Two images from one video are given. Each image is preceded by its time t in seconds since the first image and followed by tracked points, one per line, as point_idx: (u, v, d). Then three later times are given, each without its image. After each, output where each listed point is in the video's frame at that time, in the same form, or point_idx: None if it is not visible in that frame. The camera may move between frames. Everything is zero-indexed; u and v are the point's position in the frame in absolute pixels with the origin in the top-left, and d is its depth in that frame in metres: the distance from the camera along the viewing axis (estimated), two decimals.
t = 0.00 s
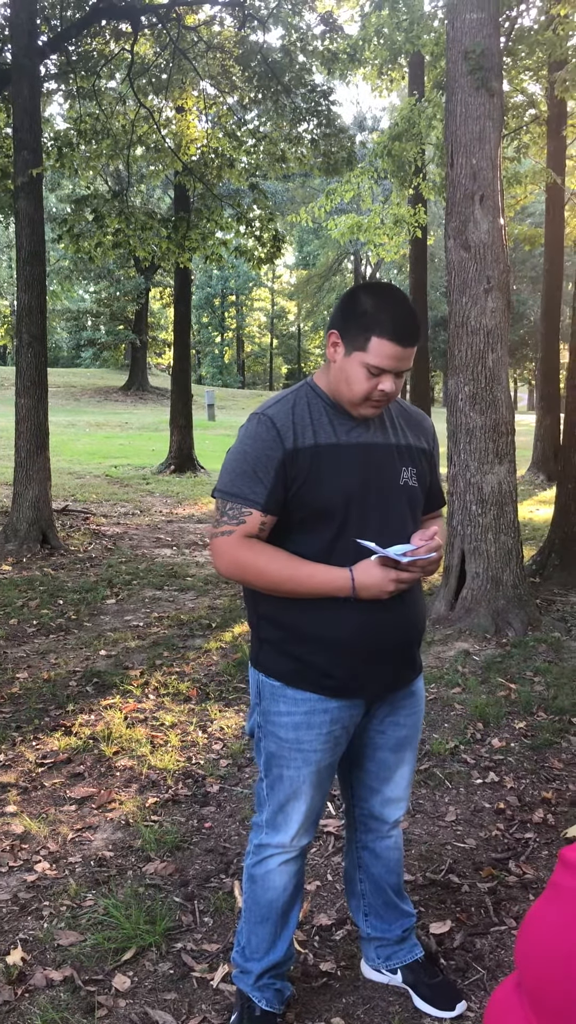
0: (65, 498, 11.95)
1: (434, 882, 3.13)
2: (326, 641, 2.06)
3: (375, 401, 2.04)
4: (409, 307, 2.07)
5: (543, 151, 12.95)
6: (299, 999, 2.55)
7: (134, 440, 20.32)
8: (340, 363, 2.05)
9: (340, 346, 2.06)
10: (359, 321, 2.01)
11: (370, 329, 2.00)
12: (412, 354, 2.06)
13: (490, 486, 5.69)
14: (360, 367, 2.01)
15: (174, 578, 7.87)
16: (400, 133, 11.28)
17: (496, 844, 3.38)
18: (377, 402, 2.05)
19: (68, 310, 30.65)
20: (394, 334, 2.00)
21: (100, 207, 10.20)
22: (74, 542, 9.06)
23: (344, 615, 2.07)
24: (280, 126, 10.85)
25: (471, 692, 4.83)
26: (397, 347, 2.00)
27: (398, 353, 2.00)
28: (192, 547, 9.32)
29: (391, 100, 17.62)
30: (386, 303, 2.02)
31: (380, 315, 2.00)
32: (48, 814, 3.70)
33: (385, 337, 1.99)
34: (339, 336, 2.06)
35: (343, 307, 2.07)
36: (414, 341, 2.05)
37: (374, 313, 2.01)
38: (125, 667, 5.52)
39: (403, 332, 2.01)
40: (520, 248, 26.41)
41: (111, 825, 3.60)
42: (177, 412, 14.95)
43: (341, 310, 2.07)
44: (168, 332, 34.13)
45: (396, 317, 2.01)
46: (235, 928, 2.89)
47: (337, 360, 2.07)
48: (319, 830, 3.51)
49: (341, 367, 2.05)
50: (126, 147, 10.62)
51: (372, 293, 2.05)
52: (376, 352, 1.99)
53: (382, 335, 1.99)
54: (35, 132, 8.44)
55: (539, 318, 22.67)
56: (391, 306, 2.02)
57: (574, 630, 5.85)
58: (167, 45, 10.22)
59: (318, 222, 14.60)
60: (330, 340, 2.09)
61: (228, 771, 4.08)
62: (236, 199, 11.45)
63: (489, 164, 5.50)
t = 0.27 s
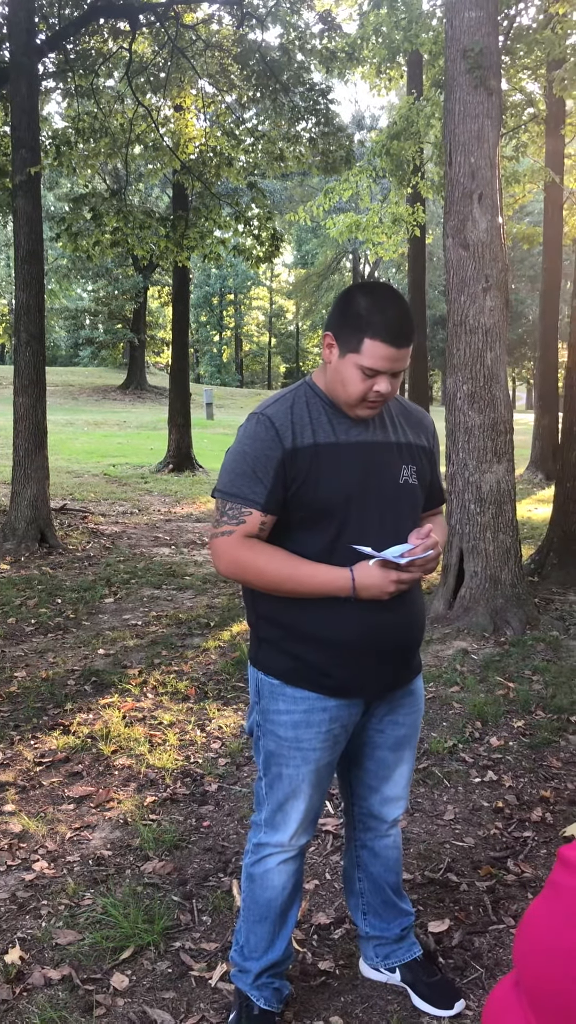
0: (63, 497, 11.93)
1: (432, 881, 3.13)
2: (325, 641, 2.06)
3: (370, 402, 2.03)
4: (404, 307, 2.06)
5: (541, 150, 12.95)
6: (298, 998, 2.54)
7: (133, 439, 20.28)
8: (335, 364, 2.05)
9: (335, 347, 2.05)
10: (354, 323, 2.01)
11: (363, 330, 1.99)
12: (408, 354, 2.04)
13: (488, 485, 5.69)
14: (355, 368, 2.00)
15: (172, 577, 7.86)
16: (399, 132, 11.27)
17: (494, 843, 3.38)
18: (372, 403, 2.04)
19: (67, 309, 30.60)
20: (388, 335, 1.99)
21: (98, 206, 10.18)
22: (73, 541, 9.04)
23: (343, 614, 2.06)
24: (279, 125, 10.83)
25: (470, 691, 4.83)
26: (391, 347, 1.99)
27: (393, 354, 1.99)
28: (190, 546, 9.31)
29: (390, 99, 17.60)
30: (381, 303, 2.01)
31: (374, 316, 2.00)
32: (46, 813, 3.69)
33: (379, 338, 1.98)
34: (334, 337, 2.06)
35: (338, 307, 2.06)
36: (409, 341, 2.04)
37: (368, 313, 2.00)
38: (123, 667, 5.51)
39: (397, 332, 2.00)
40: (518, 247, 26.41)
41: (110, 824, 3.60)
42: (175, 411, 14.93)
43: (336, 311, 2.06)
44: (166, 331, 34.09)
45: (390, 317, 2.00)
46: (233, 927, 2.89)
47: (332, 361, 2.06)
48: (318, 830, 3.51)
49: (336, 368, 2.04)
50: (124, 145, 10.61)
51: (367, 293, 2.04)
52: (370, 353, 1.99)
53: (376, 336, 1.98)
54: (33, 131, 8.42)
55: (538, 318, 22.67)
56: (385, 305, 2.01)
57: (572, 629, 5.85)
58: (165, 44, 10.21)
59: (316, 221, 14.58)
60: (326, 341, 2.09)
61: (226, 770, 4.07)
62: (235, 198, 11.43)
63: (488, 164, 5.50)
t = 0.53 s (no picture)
0: (63, 497, 11.92)
1: (432, 880, 3.13)
2: (324, 640, 2.06)
3: (368, 402, 2.03)
4: (402, 307, 2.06)
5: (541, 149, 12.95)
6: (298, 997, 2.55)
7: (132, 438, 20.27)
8: (333, 364, 2.05)
9: (333, 347, 2.05)
10: (351, 323, 2.00)
11: (361, 330, 1.99)
12: (405, 355, 2.04)
13: (488, 485, 5.69)
14: (352, 368, 2.00)
15: (172, 576, 7.85)
16: (398, 131, 11.27)
17: (494, 843, 3.38)
18: (370, 403, 2.04)
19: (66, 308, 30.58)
20: (386, 336, 1.98)
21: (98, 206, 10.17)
22: (72, 541, 9.03)
23: (342, 614, 2.06)
24: (278, 124, 10.83)
25: (470, 690, 4.82)
26: (388, 349, 1.98)
27: (391, 354, 1.99)
28: (190, 546, 9.30)
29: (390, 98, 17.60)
30: (378, 303, 2.01)
31: (372, 316, 1.99)
32: (46, 813, 3.69)
33: (375, 339, 1.97)
34: (331, 337, 2.06)
35: (337, 307, 2.06)
36: (408, 341, 2.04)
37: (366, 313, 1.99)
38: (123, 666, 5.51)
39: (395, 333, 1.99)
40: (518, 246, 26.40)
41: (109, 824, 3.60)
42: (175, 410, 14.92)
43: (335, 311, 2.06)
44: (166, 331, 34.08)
45: (388, 317, 1.99)
46: (233, 927, 2.89)
47: (330, 361, 2.06)
48: (318, 829, 3.51)
49: (334, 368, 2.04)
50: (124, 144, 10.62)
51: (365, 293, 2.03)
52: (367, 353, 1.98)
53: (373, 336, 1.98)
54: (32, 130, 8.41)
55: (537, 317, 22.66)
56: (383, 306, 2.00)
57: (572, 628, 5.85)
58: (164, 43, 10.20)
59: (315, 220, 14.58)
60: (325, 340, 2.09)
61: (226, 770, 4.07)
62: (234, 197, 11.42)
63: (487, 163, 5.50)
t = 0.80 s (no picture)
0: (62, 496, 11.92)
1: (432, 880, 3.13)
2: (322, 639, 2.06)
3: (369, 401, 2.03)
4: (405, 306, 2.06)
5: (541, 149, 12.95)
6: (298, 997, 2.55)
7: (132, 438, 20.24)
8: (335, 361, 2.04)
9: (335, 345, 2.05)
10: (354, 321, 2.00)
11: (364, 329, 1.99)
12: (408, 354, 2.04)
13: (488, 484, 5.69)
14: (354, 366, 2.00)
15: (171, 576, 7.85)
16: (398, 130, 11.27)
17: (494, 842, 3.38)
18: (372, 402, 2.04)
19: (66, 308, 30.56)
20: (389, 334, 1.98)
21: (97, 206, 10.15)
22: (72, 541, 9.02)
23: (340, 614, 2.06)
24: (278, 123, 10.82)
25: (470, 690, 4.82)
26: (391, 347, 1.98)
27: (393, 353, 1.99)
28: (190, 546, 9.29)
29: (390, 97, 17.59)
30: (381, 303, 2.01)
31: (375, 315, 1.99)
32: (45, 813, 3.68)
33: (379, 336, 1.98)
34: (334, 336, 2.05)
35: (339, 306, 2.06)
36: (410, 341, 2.04)
37: (369, 312, 1.99)
38: (122, 666, 5.51)
39: (398, 332, 2.00)
40: (518, 246, 26.39)
41: (109, 824, 3.59)
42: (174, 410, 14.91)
43: (338, 309, 2.06)
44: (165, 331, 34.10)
45: (391, 316, 2.00)
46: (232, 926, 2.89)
47: (332, 359, 2.06)
48: (317, 829, 3.51)
49: (336, 366, 2.04)
50: (123, 144, 10.63)
51: (367, 293, 2.03)
52: (370, 351, 1.98)
53: (376, 335, 1.98)
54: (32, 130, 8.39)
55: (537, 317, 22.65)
56: (386, 305, 2.00)
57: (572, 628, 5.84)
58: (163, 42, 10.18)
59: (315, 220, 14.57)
60: (327, 338, 2.08)
61: (226, 770, 4.07)
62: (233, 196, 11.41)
63: (487, 162, 5.49)
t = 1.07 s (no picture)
0: (61, 497, 11.91)
1: (431, 880, 3.13)
2: (321, 640, 2.06)
3: (374, 397, 2.04)
4: (411, 304, 2.08)
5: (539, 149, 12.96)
6: (297, 997, 2.55)
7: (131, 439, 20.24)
8: (342, 357, 2.05)
9: (342, 340, 2.06)
10: (362, 317, 2.02)
11: (371, 324, 2.00)
12: (414, 351, 2.05)
13: (486, 484, 5.69)
14: (361, 361, 2.01)
15: (171, 577, 7.85)
16: (396, 131, 11.27)
17: (492, 842, 3.39)
18: (376, 399, 2.05)
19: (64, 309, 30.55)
20: (396, 330, 2.00)
21: (96, 206, 10.14)
22: (70, 542, 9.03)
23: (339, 614, 2.07)
24: (276, 124, 10.82)
25: (468, 690, 4.83)
26: (398, 344, 2.00)
27: (400, 350, 2.00)
28: (189, 546, 9.30)
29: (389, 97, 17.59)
30: (388, 300, 2.02)
31: (382, 311, 2.00)
32: (44, 813, 3.69)
33: (387, 332, 1.99)
34: (340, 331, 2.07)
35: (345, 303, 2.07)
36: (416, 339, 2.05)
37: (377, 308, 2.01)
38: (121, 666, 5.51)
39: (405, 329, 2.01)
40: (516, 246, 26.40)
41: (108, 824, 3.60)
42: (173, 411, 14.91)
43: (344, 305, 2.07)
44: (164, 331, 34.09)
45: (398, 314, 2.01)
46: (231, 926, 2.89)
47: (338, 355, 2.07)
48: (316, 829, 3.51)
49: (342, 362, 2.05)
50: (122, 145, 10.64)
51: (375, 290, 2.05)
52: (377, 347, 1.99)
53: (383, 331, 1.99)
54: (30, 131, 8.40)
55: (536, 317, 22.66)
56: (393, 302, 2.02)
57: (570, 628, 5.85)
58: (162, 43, 10.18)
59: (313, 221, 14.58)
60: (333, 334, 2.10)
61: (225, 770, 4.07)
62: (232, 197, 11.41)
63: (485, 163, 5.50)
